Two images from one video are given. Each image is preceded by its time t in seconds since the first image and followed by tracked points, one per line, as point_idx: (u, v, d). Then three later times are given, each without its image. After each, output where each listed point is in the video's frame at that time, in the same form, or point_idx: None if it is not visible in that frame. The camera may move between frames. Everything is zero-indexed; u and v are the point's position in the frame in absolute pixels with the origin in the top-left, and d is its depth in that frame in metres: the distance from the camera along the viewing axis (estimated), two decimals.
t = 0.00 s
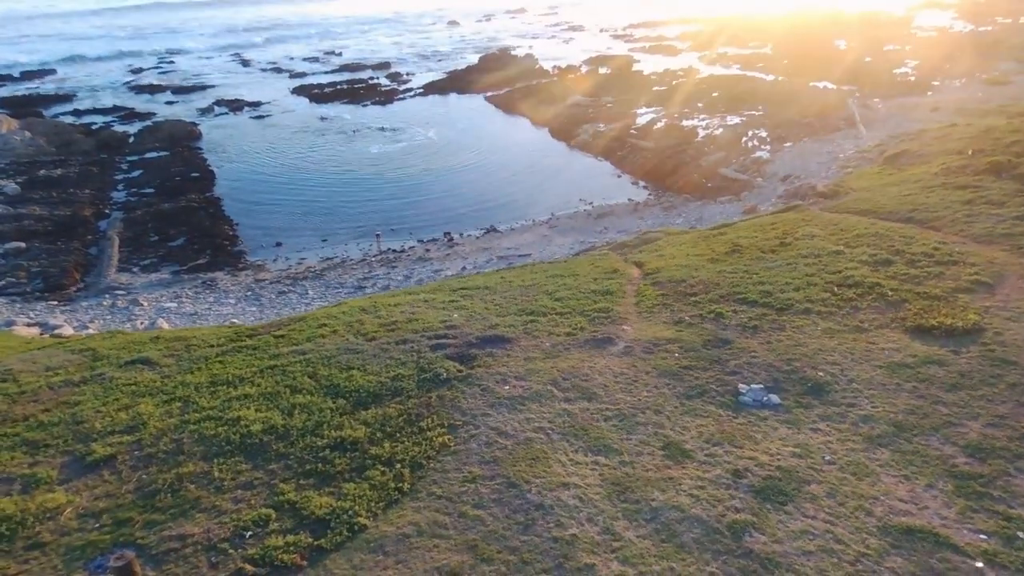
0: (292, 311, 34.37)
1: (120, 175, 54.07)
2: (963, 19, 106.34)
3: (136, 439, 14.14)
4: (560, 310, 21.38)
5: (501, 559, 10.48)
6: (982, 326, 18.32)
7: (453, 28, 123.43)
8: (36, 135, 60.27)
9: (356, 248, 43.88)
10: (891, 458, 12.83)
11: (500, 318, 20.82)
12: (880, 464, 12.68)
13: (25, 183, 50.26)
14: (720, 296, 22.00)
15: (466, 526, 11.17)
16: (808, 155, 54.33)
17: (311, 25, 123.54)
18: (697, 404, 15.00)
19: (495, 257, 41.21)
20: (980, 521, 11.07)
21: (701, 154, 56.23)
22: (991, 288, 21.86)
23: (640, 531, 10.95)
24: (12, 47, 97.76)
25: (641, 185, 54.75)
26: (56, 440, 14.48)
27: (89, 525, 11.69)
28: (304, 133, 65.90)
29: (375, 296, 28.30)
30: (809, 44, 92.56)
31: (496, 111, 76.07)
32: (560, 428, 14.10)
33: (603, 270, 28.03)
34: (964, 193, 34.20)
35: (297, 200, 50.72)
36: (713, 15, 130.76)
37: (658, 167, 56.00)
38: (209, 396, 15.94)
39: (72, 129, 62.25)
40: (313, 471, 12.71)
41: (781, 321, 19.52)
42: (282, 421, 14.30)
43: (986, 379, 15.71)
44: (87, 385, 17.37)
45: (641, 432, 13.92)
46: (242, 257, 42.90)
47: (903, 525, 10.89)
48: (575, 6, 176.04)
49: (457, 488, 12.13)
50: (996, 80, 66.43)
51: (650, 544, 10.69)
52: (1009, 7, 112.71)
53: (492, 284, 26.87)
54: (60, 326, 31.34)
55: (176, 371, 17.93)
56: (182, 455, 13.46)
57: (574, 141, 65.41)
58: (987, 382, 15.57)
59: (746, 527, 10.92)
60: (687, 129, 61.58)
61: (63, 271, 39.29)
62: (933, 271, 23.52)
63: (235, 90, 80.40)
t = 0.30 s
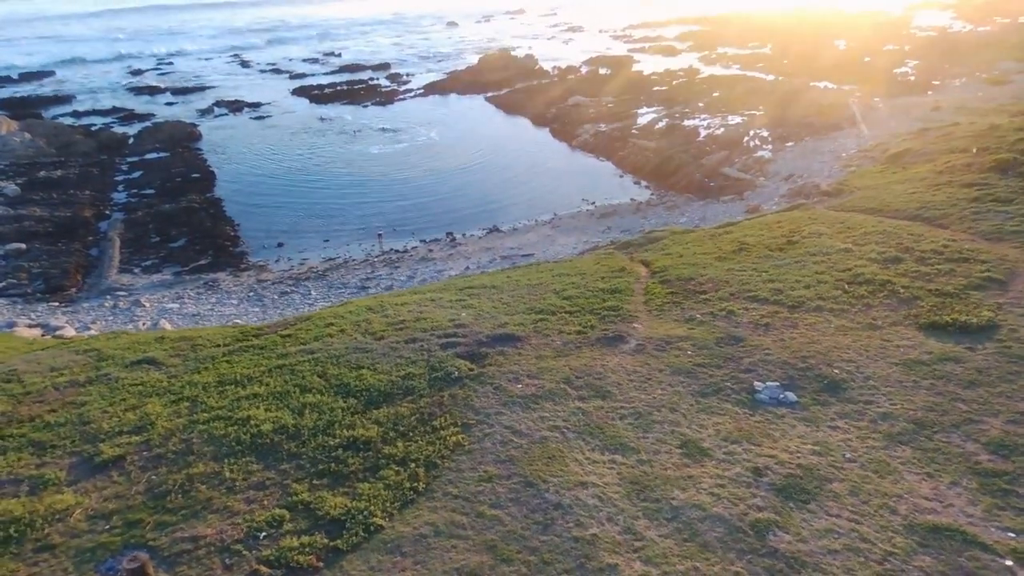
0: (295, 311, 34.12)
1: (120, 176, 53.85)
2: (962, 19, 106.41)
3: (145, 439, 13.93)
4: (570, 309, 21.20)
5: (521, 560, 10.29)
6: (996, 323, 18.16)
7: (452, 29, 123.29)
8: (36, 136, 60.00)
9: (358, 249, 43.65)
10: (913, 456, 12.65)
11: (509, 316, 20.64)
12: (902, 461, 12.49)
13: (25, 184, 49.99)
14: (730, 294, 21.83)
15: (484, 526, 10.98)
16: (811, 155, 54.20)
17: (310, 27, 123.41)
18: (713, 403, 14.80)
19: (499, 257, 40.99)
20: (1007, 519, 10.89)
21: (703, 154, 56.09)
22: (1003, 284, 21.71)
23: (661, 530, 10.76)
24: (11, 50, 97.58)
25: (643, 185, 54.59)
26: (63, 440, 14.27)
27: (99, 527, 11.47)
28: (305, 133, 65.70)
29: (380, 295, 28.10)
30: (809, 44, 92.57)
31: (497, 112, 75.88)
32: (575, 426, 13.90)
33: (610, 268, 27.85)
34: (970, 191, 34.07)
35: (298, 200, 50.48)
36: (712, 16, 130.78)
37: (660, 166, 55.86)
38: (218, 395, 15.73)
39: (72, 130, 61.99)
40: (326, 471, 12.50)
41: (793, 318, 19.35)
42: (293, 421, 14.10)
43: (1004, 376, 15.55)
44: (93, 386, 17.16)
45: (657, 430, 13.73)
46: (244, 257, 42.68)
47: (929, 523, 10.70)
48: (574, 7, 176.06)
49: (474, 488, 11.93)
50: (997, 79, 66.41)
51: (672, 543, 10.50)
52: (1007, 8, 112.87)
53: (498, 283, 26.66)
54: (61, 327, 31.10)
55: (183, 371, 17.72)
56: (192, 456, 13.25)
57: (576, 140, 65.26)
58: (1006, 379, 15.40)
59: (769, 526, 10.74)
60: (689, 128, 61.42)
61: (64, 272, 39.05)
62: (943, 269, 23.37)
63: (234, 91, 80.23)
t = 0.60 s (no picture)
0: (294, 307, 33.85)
1: (116, 173, 53.48)
2: (958, 19, 106.66)
3: (143, 433, 13.70)
4: (572, 303, 21.02)
5: (529, 552, 10.09)
6: (1002, 316, 18.05)
7: (449, 27, 123.22)
8: (30, 132, 59.60)
9: (356, 245, 43.40)
10: (923, 447, 12.51)
11: (511, 310, 20.46)
12: (912, 453, 12.35)
13: (19, 181, 49.60)
14: (733, 288, 21.68)
15: (491, 518, 10.79)
16: (809, 153, 54.15)
17: (307, 25, 123.07)
18: (719, 395, 14.65)
19: (498, 253, 40.74)
20: (1021, 510, 10.76)
21: (702, 151, 55.98)
22: (1007, 278, 21.62)
23: (671, 522, 10.59)
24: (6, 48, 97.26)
25: (641, 182, 54.45)
26: (60, 433, 14.04)
27: (98, 520, 11.24)
28: (302, 130, 65.39)
29: (379, 291, 27.90)
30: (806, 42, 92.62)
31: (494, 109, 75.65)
32: (581, 419, 13.74)
33: (612, 263, 27.71)
34: (970, 187, 34.00)
35: (295, 197, 50.20)
36: (709, 15, 130.89)
37: (659, 164, 55.69)
38: (217, 389, 15.53)
39: (67, 127, 61.61)
40: (329, 464, 12.30)
41: (798, 311, 19.23)
42: (295, 414, 13.89)
43: (1012, 368, 15.43)
44: (90, 379, 16.93)
45: (664, 423, 13.57)
46: (241, 254, 42.41)
47: (942, 515, 10.55)
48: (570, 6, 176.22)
49: (480, 480, 11.75)
50: (994, 78, 66.50)
51: (683, 535, 10.32)
52: (1003, 8, 113.22)
53: (499, 278, 26.48)
54: (57, 323, 30.82)
55: (182, 365, 17.50)
56: (192, 449, 13.03)
57: (574, 138, 65.09)
58: (1014, 371, 15.28)
59: (781, 518, 10.58)
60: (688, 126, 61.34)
61: (59, 269, 38.72)
62: (946, 263, 23.29)
63: (231, 88, 79.84)
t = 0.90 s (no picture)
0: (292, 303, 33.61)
1: (112, 171, 53.21)
2: (956, 19, 106.71)
3: (139, 426, 13.52)
4: (572, 297, 20.86)
5: (532, 543, 9.90)
6: (1006, 308, 17.94)
7: (447, 26, 123.11)
8: (26, 130, 59.29)
9: (354, 242, 43.21)
10: (929, 438, 12.38)
11: (511, 304, 20.30)
12: (918, 443, 12.21)
13: (15, 179, 49.30)
14: (734, 282, 21.53)
15: (493, 510, 10.63)
16: (808, 150, 54.08)
17: (304, 24, 122.84)
18: (723, 387, 14.50)
19: (497, 250, 40.55)
20: None
21: (701, 148, 55.85)
22: (1010, 272, 21.51)
23: (676, 513, 10.43)
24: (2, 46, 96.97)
25: (640, 179, 54.28)
26: (55, 427, 13.85)
27: (93, 513, 11.04)
28: (299, 128, 65.15)
29: (377, 286, 27.70)
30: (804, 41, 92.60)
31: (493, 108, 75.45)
32: (584, 411, 13.59)
33: (611, 258, 27.55)
34: (970, 182, 33.89)
35: (293, 195, 49.99)
36: (707, 14, 130.88)
37: (658, 161, 55.54)
38: (214, 382, 15.34)
39: (63, 124, 61.33)
40: (328, 456, 12.12)
41: (800, 304, 19.09)
42: (293, 406, 13.72)
43: (1017, 360, 15.31)
44: (85, 373, 16.74)
45: (667, 414, 13.43)
46: (238, 251, 42.18)
47: (951, 505, 10.40)
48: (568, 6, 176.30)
49: (481, 472, 11.58)
50: (992, 76, 66.50)
51: (688, 526, 10.16)
52: (1001, 7, 113.29)
53: (498, 274, 26.30)
54: (52, 320, 30.57)
55: (178, 359, 17.31)
56: (188, 441, 12.84)
57: (572, 136, 64.91)
58: (1019, 363, 15.16)
59: (787, 508, 10.42)
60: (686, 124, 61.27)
61: (55, 266, 38.46)
62: (947, 256, 23.20)
63: (228, 87, 79.61)
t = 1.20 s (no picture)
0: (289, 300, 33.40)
1: (108, 168, 52.93)
2: (953, 18, 106.78)
3: (133, 419, 13.32)
4: (572, 291, 20.70)
5: (533, 534, 9.72)
6: (1008, 300, 17.80)
7: (444, 25, 123.00)
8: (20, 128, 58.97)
9: (351, 240, 43.01)
10: (933, 429, 12.23)
11: (509, 298, 20.13)
12: (922, 434, 12.07)
13: (9, 177, 49.00)
14: (734, 275, 21.38)
15: (492, 501, 10.45)
16: (806, 148, 54.00)
17: (301, 24, 122.67)
18: (723, 378, 14.35)
19: (494, 247, 40.34)
20: None
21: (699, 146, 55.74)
22: (1011, 265, 21.38)
23: (678, 504, 10.27)
24: None
25: (638, 177, 54.14)
26: (47, 420, 13.65)
27: (84, 506, 10.85)
28: (296, 126, 64.90)
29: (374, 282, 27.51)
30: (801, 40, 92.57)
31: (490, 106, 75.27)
32: (584, 402, 13.44)
33: (610, 254, 27.40)
34: (970, 178, 33.79)
35: (290, 193, 49.76)
36: (704, 14, 130.89)
37: (656, 159, 55.40)
38: (209, 375, 15.15)
39: (58, 123, 61.02)
40: (325, 448, 11.93)
41: (800, 297, 18.95)
42: (290, 399, 13.53)
43: (1021, 351, 15.17)
44: (79, 367, 16.53)
45: (668, 406, 13.28)
46: (235, 249, 41.97)
47: (957, 494, 10.25)
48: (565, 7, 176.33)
49: (481, 463, 11.41)
50: (989, 74, 66.48)
51: (690, 517, 9.99)
52: (998, 7, 113.33)
53: (497, 269, 26.13)
54: (47, 317, 30.34)
55: (173, 352, 17.11)
56: (183, 434, 12.64)
57: (570, 134, 64.73)
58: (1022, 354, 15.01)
59: (791, 499, 10.26)
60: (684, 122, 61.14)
61: (50, 263, 38.21)
62: (947, 250, 23.08)
63: (225, 85, 79.37)
